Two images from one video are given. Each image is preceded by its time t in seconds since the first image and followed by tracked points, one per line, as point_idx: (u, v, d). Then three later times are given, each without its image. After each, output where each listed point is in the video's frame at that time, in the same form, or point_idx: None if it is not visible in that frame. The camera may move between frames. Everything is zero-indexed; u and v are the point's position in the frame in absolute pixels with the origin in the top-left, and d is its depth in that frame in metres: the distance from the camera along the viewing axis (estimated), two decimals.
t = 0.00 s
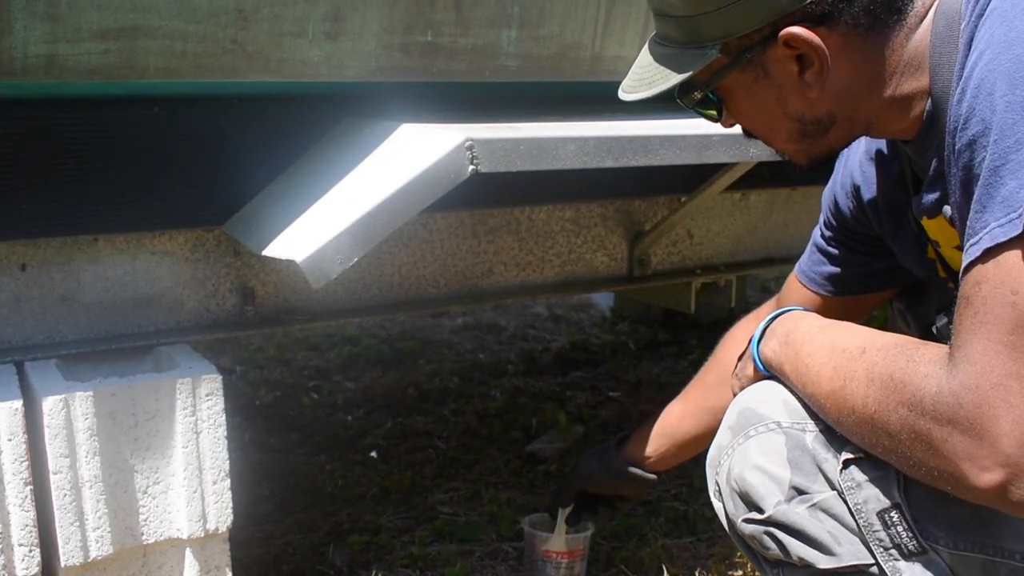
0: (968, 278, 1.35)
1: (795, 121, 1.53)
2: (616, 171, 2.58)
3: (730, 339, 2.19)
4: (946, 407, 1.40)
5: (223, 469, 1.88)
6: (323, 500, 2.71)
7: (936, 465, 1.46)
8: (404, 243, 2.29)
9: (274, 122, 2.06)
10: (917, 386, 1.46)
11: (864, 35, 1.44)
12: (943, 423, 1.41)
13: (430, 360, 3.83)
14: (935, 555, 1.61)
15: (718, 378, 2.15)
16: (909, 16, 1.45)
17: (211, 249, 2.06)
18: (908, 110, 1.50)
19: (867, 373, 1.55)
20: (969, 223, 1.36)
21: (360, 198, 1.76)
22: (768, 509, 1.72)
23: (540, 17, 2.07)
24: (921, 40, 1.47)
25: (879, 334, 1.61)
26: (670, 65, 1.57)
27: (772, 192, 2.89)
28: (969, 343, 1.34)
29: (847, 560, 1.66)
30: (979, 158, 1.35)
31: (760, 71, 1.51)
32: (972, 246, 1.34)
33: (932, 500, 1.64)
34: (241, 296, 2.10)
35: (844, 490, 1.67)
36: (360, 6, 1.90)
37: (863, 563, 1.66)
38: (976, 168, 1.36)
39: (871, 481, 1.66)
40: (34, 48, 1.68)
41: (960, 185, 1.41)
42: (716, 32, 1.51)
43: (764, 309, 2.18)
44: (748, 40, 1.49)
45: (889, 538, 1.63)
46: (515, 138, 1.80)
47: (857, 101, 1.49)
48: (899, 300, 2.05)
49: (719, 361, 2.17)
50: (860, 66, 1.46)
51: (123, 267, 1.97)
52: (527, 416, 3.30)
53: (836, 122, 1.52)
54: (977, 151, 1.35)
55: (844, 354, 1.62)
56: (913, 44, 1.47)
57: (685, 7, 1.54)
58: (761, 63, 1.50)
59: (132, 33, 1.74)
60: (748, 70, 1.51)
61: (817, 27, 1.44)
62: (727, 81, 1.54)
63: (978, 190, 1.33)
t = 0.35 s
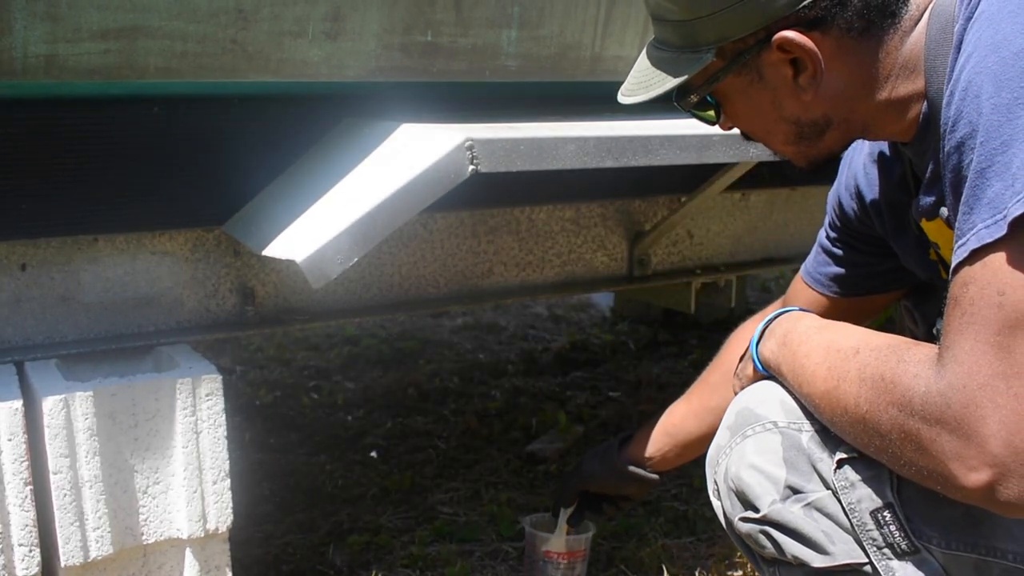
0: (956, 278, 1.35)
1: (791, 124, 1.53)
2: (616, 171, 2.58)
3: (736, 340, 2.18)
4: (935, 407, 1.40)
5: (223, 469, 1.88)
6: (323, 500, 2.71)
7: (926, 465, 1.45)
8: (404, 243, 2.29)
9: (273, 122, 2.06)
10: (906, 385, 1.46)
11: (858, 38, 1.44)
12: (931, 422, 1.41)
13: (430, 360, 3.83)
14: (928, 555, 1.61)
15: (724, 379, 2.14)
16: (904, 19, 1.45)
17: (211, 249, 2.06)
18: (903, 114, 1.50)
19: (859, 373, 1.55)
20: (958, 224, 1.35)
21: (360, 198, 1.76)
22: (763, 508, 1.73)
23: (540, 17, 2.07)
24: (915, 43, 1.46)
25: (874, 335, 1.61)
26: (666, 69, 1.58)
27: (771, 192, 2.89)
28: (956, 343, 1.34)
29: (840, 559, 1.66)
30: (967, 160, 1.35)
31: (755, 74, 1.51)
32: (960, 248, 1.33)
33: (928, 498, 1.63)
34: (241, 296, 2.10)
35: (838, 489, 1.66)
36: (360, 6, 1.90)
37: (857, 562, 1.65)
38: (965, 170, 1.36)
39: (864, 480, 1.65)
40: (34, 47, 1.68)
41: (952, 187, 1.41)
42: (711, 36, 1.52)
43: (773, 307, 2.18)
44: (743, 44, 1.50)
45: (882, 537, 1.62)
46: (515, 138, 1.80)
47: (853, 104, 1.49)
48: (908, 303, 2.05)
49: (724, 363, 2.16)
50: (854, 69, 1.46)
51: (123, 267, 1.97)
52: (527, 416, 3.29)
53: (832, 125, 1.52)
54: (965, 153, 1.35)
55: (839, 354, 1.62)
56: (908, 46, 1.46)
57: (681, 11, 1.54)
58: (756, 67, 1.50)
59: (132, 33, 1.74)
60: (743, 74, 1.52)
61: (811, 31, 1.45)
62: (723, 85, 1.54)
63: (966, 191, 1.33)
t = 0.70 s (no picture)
0: (945, 286, 1.35)
1: (793, 126, 1.53)
2: (616, 171, 2.58)
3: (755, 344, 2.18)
4: (921, 415, 1.40)
5: (223, 469, 1.88)
6: (323, 500, 2.71)
7: (913, 470, 1.46)
8: (404, 243, 2.29)
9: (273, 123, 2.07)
10: (893, 392, 1.46)
11: (858, 41, 1.44)
12: (917, 429, 1.41)
13: (430, 360, 3.83)
14: (920, 552, 1.61)
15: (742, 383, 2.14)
16: (904, 20, 1.45)
17: (212, 249, 2.06)
18: (905, 113, 1.50)
19: (851, 378, 1.55)
20: (949, 232, 1.36)
21: (360, 198, 1.76)
22: (759, 504, 1.73)
23: (540, 17, 2.07)
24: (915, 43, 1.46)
25: (870, 338, 1.61)
26: (666, 74, 1.57)
27: (771, 192, 2.89)
28: (942, 351, 1.34)
29: (835, 555, 1.66)
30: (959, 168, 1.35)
31: (755, 78, 1.51)
32: (949, 256, 1.34)
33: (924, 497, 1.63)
34: (242, 296, 2.10)
35: (832, 486, 1.66)
36: (360, 6, 1.90)
37: (851, 558, 1.66)
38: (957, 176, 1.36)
39: (856, 479, 1.66)
40: (34, 47, 1.68)
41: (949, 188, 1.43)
42: (710, 42, 1.51)
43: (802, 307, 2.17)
44: (742, 49, 1.49)
45: (875, 534, 1.63)
46: (515, 139, 1.80)
47: (853, 106, 1.49)
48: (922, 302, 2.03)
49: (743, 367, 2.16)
50: (855, 71, 1.46)
51: (123, 267, 1.97)
52: (527, 415, 3.29)
53: (834, 126, 1.52)
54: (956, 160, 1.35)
55: (834, 356, 1.62)
56: (909, 46, 1.46)
57: (680, 17, 1.54)
58: (756, 71, 1.50)
59: (132, 33, 1.74)
60: (744, 78, 1.52)
61: (810, 35, 1.45)
62: (724, 89, 1.54)
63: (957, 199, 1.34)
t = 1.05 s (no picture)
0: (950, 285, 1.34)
1: (800, 130, 1.52)
2: (616, 170, 2.57)
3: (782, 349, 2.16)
4: (924, 417, 1.39)
5: (222, 469, 1.87)
6: (323, 501, 2.71)
7: (915, 473, 1.45)
8: (403, 243, 2.28)
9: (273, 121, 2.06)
10: (897, 394, 1.45)
11: (863, 43, 1.43)
12: (920, 432, 1.41)
13: (430, 360, 3.83)
14: (923, 552, 1.61)
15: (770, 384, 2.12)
16: (910, 21, 1.44)
17: (211, 249, 2.05)
18: (911, 115, 1.49)
19: (855, 379, 1.54)
20: (953, 235, 1.35)
21: (359, 198, 1.75)
22: (763, 503, 1.74)
23: (540, 16, 2.06)
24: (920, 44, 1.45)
25: (874, 338, 1.60)
26: (669, 80, 1.56)
27: (772, 192, 2.88)
28: (946, 353, 1.34)
29: (838, 554, 1.67)
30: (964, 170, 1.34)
31: (760, 83, 1.50)
32: (953, 259, 1.33)
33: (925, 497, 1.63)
34: (241, 296, 2.09)
35: (836, 485, 1.66)
36: (359, 5, 1.89)
37: (854, 557, 1.66)
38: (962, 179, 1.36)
39: (859, 479, 1.65)
40: (32, 46, 1.67)
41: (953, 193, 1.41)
42: (713, 49, 1.50)
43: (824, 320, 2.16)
44: (747, 55, 1.48)
45: (878, 534, 1.63)
46: (515, 138, 1.79)
47: (859, 108, 1.48)
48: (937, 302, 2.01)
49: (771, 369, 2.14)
50: (860, 74, 1.45)
51: (122, 266, 1.96)
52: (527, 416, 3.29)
53: (840, 130, 1.51)
54: (960, 162, 1.35)
55: (838, 357, 1.61)
56: (915, 47, 1.45)
57: (682, 23, 1.52)
58: (761, 76, 1.49)
59: (131, 32, 1.73)
60: (749, 84, 1.50)
61: (815, 39, 1.44)
62: (730, 95, 1.53)
63: (961, 203, 1.33)
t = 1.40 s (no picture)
0: (947, 290, 1.35)
1: (803, 131, 1.53)
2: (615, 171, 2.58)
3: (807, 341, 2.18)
4: (918, 421, 1.41)
5: (223, 469, 1.88)
6: (323, 500, 2.71)
7: (910, 477, 1.46)
8: (404, 243, 2.29)
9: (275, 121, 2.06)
10: (891, 398, 1.46)
11: (867, 43, 1.44)
12: (914, 436, 1.42)
13: (431, 360, 3.84)
14: (920, 550, 1.62)
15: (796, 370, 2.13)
16: (913, 19, 1.45)
17: (212, 249, 2.06)
18: (911, 116, 1.51)
19: (851, 382, 1.55)
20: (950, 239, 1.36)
21: (360, 199, 1.76)
22: (761, 501, 1.76)
23: (540, 17, 2.07)
24: (923, 44, 1.46)
25: (872, 342, 1.61)
26: (672, 82, 1.57)
27: (772, 192, 2.89)
28: (941, 358, 1.35)
29: (836, 551, 1.69)
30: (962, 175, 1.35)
31: (764, 84, 1.50)
32: (950, 262, 1.34)
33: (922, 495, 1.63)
34: (242, 296, 2.09)
35: (833, 484, 1.68)
36: (360, 6, 1.90)
37: (852, 554, 1.68)
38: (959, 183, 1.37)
39: (852, 478, 1.67)
40: (34, 47, 1.68)
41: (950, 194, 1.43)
42: (717, 51, 1.50)
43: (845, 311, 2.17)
44: (752, 55, 1.48)
45: (875, 532, 1.64)
46: (515, 139, 1.80)
47: (862, 108, 1.49)
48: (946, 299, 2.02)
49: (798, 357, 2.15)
50: (864, 74, 1.46)
51: (123, 266, 1.96)
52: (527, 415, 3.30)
53: (843, 130, 1.52)
54: (958, 166, 1.36)
55: (835, 359, 1.62)
56: (916, 48, 1.46)
57: (683, 24, 1.53)
58: (765, 77, 1.49)
59: (132, 33, 1.74)
60: (753, 84, 1.51)
61: (820, 38, 1.44)
62: (733, 95, 1.53)
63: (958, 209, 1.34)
